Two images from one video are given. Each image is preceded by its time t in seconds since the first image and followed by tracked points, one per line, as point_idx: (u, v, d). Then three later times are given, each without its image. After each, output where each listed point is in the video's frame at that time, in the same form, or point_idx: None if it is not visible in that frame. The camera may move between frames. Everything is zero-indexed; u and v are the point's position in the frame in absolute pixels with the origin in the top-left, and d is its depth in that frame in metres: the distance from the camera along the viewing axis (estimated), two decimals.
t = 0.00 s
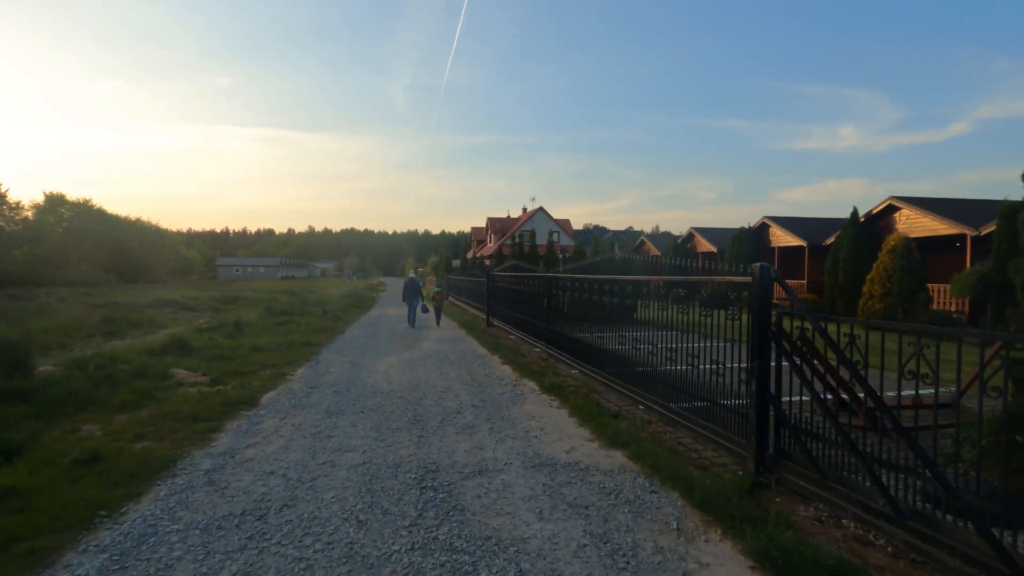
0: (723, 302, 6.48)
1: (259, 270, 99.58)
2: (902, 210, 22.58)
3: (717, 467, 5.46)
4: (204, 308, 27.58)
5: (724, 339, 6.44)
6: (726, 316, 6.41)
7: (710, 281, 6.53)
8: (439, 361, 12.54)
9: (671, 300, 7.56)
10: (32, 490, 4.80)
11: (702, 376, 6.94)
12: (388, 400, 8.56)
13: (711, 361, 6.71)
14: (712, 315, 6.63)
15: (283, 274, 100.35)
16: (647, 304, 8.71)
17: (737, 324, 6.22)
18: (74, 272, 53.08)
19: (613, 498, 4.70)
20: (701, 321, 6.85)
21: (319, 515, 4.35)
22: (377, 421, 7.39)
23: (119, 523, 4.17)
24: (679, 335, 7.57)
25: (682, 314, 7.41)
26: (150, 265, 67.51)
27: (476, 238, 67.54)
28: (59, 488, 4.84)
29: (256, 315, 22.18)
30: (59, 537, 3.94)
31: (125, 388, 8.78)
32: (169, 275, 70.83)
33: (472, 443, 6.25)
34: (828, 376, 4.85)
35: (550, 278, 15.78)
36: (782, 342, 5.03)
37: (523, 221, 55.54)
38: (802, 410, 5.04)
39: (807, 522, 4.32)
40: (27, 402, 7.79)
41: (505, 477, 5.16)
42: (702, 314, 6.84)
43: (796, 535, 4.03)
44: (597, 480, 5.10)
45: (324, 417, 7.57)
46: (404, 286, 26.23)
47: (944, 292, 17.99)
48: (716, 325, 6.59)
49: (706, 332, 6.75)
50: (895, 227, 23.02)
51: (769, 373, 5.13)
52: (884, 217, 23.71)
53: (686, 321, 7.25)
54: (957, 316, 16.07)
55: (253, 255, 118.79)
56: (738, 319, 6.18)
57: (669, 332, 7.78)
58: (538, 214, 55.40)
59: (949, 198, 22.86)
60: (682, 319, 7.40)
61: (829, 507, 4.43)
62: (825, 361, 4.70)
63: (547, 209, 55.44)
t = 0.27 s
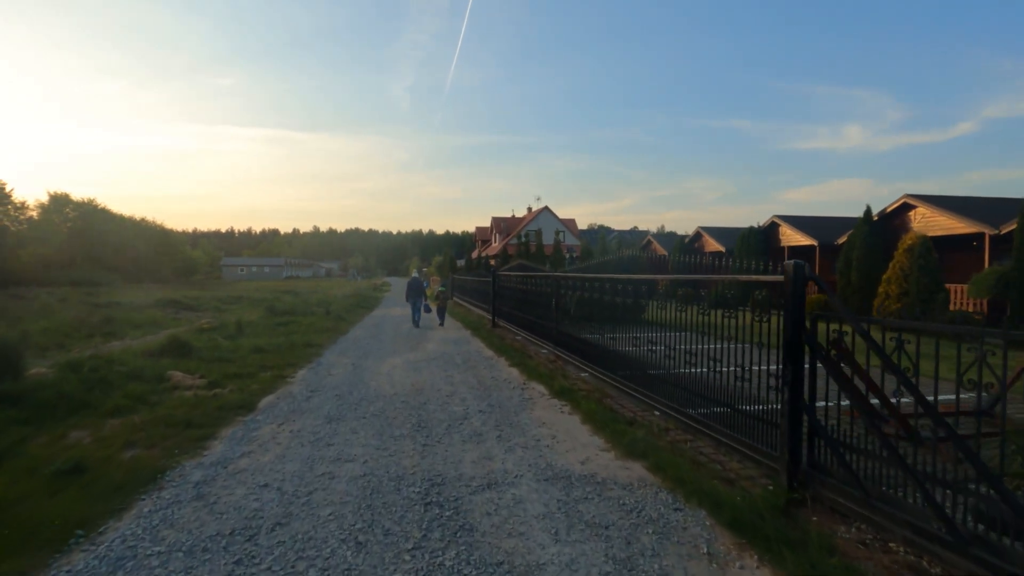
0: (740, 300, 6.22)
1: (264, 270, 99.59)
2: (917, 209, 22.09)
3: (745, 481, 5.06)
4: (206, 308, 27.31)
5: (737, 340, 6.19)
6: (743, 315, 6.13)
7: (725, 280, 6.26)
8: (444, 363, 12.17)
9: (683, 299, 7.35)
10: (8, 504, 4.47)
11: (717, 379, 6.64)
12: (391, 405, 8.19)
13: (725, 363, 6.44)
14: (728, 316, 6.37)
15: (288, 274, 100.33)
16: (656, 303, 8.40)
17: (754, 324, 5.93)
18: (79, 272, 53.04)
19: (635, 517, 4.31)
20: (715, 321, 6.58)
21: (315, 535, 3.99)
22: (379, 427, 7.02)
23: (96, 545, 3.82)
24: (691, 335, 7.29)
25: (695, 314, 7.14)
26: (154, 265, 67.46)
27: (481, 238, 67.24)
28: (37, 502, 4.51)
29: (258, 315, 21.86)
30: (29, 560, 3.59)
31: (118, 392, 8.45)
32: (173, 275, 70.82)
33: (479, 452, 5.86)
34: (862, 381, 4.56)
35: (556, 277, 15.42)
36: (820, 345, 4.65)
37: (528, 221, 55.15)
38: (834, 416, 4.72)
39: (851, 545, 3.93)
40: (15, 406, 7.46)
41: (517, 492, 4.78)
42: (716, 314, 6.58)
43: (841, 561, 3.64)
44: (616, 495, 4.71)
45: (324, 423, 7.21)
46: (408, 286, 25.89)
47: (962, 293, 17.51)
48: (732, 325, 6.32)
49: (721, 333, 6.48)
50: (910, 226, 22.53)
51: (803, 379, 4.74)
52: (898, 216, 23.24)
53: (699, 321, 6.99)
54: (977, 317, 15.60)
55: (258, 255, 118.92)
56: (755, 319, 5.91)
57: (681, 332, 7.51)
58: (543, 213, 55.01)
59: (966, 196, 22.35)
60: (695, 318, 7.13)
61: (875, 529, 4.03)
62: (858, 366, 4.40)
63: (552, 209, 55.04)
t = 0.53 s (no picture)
0: (750, 304, 6.17)
1: (269, 271, 99.61)
2: (933, 209, 21.60)
3: (778, 503, 4.68)
4: (210, 310, 27.10)
5: (755, 346, 6.01)
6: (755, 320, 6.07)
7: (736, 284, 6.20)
8: (450, 369, 11.83)
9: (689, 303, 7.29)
10: None
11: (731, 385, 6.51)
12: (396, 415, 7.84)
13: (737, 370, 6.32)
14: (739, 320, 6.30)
15: (293, 275, 100.30)
16: (662, 306, 8.25)
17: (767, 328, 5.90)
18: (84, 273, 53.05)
19: (661, 547, 3.93)
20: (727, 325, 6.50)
21: (311, 568, 3.63)
22: (383, 439, 6.67)
23: None
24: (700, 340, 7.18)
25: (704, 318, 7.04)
26: (160, 266, 67.42)
27: (486, 238, 66.95)
28: (14, 526, 4.20)
29: (261, 318, 21.57)
30: None
31: (112, 400, 8.15)
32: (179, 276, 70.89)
33: (489, 469, 5.50)
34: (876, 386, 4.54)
35: (564, 280, 15.08)
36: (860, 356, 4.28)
37: (534, 222, 54.80)
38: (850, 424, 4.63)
39: None
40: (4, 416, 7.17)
41: (531, 516, 4.40)
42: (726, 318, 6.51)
43: None
44: (639, 521, 4.33)
45: (325, 435, 6.87)
46: (413, 288, 25.58)
47: (982, 295, 17.03)
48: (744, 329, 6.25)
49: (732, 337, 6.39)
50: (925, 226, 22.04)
51: (844, 395, 4.34)
52: (913, 216, 22.75)
53: (708, 325, 6.89)
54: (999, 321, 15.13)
55: (263, 256, 119.06)
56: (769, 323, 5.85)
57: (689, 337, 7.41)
58: (549, 214, 54.66)
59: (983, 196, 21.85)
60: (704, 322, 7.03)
61: (930, 563, 3.64)
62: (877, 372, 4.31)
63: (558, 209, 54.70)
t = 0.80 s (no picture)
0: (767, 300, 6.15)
1: (276, 270, 99.65)
2: (952, 204, 21.06)
3: (821, 518, 4.31)
4: (215, 308, 26.89)
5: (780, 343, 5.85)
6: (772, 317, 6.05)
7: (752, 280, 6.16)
8: (459, 368, 11.49)
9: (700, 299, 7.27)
10: None
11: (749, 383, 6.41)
12: (404, 417, 7.49)
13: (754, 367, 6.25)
14: (755, 317, 6.28)
15: (299, 274, 100.33)
16: (676, 303, 8.14)
17: (784, 325, 5.88)
18: (91, 271, 53.14)
19: (700, 567, 3.56)
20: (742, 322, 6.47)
21: None
22: (392, 443, 6.34)
23: None
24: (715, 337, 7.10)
25: (718, 315, 6.99)
26: (166, 264, 67.42)
27: (492, 236, 66.72)
28: None
29: (267, 316, 21.28)
30: None
31: (110, 401, 7.84)
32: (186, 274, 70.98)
33: (504, 477, 5.13)
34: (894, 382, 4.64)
35: (575, 276, 14.73)
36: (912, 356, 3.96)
37: (541, 219, 54.41)
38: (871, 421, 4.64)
39: None
40: None
41: (553, 531, 4.04)
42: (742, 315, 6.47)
43: None
44: (671, 537, 3.96)
45: (330, 438, 6.54)
46: (420, 285, 25.25)
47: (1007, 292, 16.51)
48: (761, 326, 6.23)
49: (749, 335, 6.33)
50: (944, 222, 21.50)
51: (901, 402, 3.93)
52: (931, 212, 22.22)
53: (724, 322, 6.83)
54: None
55: (269, 254, 119.31)
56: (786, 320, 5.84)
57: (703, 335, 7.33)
58: (556, 211, 54.33)
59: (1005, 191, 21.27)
60: (719, 320, 6.97)
61: None
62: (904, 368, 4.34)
63: (565, 207, 54.33)
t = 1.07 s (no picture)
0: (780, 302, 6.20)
1: (282, 269, 99.69)
2: (972, 202, 20.55)
3: (870, 544, 3.96)
4: (221, 308, 26.67)
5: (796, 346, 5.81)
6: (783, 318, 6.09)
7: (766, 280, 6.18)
8: (469, 371, 11.14)
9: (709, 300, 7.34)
10: None
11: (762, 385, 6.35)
12: (412, 425, 7.14)
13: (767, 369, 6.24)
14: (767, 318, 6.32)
15: (305, 273, 100.35)
16: (688, 304, 8.12)
17: (796, 327, 5.93)
18: (98, 270, 53.16)
19: None
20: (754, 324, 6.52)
21: None
22: (400, 454, 6.00)
23: None
24: (728, 339, 7.11)
25: (730, 316, 7.02)
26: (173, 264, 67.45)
27: (499, 236, 66.39)
28: None
29: (272, 317, 20.99)
30: None
31: (107, 406, 7.55)
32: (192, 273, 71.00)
33: (521, 494, 4.78)
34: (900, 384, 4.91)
35: (586, 276, 14.37)
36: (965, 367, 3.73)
37: (548, 218, 54.03)
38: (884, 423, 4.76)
39: None
40: None
41: (577, 559, 3.68)
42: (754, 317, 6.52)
43: None
44: (707, 566, 3.61)
45: (334, 448, 6.21)
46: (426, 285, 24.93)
47: None
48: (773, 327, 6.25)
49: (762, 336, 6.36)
50: (964, 220, 20.98)
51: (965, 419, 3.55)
52: (950, 210, 21.71)
53: (736, 324, 6.86)
54: None
55: (276, 254, 119.46)
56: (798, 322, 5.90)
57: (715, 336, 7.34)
58: (563, 210, 53.92)
59: None
60: (732, 321, 7.00)
61: None
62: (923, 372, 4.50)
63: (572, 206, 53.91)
